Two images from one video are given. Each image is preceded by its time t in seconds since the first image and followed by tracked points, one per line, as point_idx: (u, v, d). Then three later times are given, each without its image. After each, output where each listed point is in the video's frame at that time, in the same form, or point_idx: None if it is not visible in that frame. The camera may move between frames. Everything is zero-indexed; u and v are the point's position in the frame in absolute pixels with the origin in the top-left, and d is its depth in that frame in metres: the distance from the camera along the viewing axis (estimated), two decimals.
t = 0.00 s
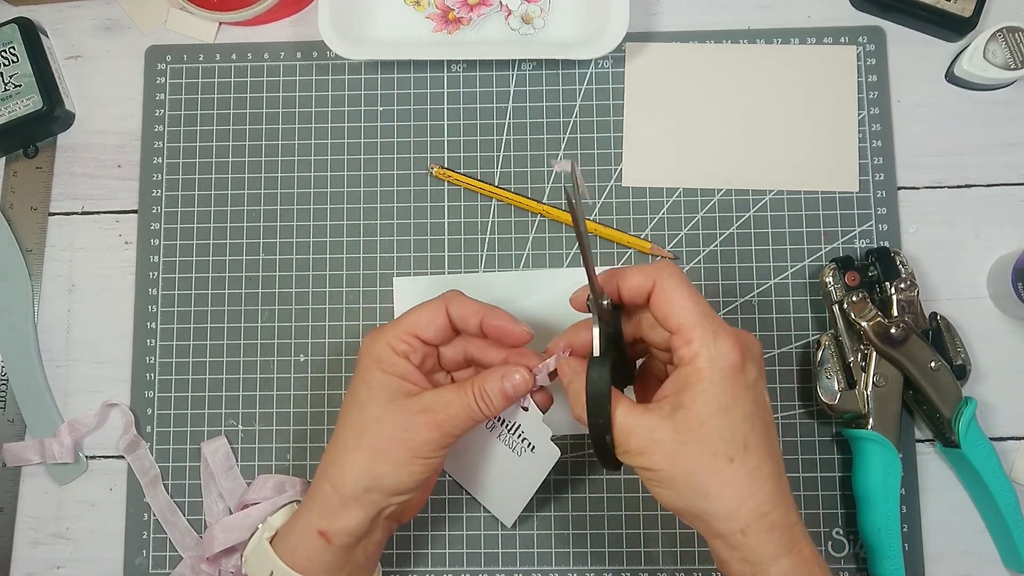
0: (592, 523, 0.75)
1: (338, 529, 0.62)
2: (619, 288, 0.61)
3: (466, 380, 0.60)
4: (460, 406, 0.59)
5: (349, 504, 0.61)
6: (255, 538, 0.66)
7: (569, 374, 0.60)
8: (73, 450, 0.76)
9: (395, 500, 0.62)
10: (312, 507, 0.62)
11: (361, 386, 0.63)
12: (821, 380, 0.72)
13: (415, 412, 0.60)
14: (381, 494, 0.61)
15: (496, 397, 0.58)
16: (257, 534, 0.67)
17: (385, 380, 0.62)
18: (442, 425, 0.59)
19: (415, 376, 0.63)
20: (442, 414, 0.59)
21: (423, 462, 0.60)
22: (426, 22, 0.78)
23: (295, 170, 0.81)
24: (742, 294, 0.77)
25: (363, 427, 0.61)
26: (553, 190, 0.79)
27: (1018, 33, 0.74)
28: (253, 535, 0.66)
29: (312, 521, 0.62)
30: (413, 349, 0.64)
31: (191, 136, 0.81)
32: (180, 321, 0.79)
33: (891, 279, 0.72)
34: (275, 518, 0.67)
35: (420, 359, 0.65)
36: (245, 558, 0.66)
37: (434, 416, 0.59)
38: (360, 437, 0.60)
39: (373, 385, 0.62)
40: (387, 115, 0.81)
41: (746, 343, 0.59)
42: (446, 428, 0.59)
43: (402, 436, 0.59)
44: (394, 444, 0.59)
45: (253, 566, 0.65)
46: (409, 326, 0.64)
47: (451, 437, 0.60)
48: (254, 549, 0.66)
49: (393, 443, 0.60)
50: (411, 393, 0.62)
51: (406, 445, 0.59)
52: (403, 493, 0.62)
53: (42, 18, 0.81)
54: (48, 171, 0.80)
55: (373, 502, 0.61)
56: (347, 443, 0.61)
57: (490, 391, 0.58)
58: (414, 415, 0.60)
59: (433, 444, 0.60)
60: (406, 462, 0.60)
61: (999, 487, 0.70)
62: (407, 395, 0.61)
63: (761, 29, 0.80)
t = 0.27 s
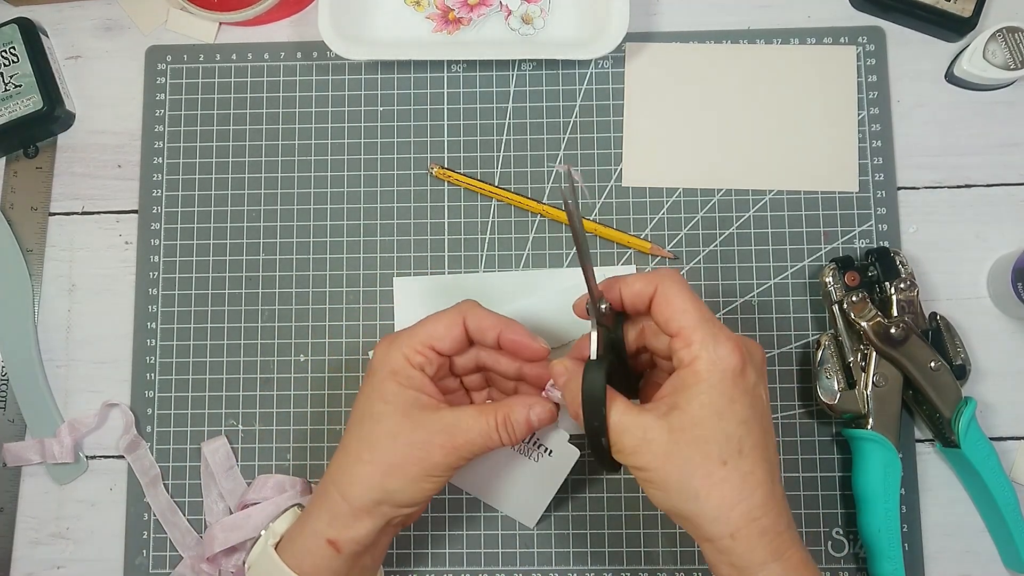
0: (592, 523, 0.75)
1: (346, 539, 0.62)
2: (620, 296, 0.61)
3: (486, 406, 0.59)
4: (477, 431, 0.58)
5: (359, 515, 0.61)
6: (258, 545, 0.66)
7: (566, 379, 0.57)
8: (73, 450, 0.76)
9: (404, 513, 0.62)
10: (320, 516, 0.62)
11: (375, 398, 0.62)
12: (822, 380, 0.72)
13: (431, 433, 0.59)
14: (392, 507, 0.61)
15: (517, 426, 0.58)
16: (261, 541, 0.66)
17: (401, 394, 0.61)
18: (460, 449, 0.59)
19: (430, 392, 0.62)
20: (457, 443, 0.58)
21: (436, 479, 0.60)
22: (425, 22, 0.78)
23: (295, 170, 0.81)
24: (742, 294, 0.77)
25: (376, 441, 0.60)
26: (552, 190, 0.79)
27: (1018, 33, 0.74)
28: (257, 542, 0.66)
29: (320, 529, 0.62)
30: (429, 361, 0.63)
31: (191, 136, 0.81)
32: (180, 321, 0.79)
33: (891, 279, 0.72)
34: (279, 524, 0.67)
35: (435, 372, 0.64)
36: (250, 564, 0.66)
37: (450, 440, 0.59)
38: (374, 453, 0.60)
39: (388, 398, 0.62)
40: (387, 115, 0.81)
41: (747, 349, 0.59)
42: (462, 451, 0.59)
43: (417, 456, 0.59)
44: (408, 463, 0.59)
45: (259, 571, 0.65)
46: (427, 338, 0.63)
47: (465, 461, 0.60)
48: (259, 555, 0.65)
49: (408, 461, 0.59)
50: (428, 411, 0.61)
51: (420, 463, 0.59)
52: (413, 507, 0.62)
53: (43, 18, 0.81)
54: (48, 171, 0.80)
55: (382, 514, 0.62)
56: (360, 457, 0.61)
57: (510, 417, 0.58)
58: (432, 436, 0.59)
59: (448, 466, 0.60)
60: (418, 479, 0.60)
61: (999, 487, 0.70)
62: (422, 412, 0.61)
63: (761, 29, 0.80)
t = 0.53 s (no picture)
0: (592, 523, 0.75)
1: (331, 527, 0.62)
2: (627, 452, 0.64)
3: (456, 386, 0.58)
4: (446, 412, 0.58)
5: (340, 503, 0.61)
6: (256, 536, 0.66)
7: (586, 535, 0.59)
8: (73, 450, 0.76)
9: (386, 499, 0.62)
10: (308, 507, 0.63)
11: (354, 386, 0.64)
12: (822, 380, 0.72)
13: (405, 419, 0.59)
14: (373, 493, 0.61)
15: (483, 405, 0.57)
16: (258, 532, 0.66)
17: (377, 380, 0.62)
18: (427, 429, 0.58)
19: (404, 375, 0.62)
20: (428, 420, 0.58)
21: (412, 462, 0.60)
22: (426, 22, 0.78)
23: (295, 170, 0.81)
24: (742, 294, 0.77)
25: (353, 428, 0.61)
26: (552, 190, 0.79)
27: (1018, 33, 0.75)
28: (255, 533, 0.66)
29: (307, 520, 0.62)
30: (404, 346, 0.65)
31: (191, 136, 0.81)
32: (180, 321, 0.79)
33: (891, 279, 0.72)
34: (276, 517, 0.67)
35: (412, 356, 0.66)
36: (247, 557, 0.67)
37: (418, 421, 0.59)
38: (350, 439, 0.61)
39: (364, 385, 0.63)
40: (388, 115, 0.81)
41: (739, 486, 0.60)
42: (431, 434, 0.58)
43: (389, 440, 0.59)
44: (381, 447, 0.59)
45: (255, 564, 0.65)
46: (397, 324, 0.64)
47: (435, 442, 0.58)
48: (254, 548, 0.66)
49: (381, 445, 0.59)
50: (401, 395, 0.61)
51: (392, 447, 0.59)
52: (394, 492, 0.61)
53: (43, 18, 0.82)
54: (48, 171, 0.80)
55: (364, 502, 0.61)
56: (339, 444, 0.62)
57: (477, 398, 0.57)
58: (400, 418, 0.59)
59: (420, 449, 0.59)
60: (392, 463, 0.59)
61: (999, 487, 0.70)
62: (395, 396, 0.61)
63: (761, 29, 0.80)
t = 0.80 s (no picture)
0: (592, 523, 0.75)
1: (356, 537, 0.61)
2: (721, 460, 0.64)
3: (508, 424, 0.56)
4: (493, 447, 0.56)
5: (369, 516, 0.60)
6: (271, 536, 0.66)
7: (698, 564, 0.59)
8: (73, 450, 0.76)
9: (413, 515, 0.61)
10: (331, 514, 0.62)
11: (396, 396, 0.61)
12: (822, 380, 0.72)
13: (450, 446, 0.57)
14: (403, 510, 0.60)
15: (537, 451, 0.56)
16: (272, 537, 0.66)
17: (423, 396, 0.60)
18: (473, 465, 0.56)
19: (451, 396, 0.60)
20: (474, 457, 0.56)
21: (448, 490, 0.58)
22: (426, 22, 0.78)
23: (295, 170, 0.81)
24: (742, 294, 0.77)
25: (394, 444, 0.59)
26: (552, 190, 0.79)
27: (1018, 33, 0.75)
28: (269, 537, 0.66)
29: (332, 527, 0.62)
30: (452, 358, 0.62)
31: (191, 136, 0.81)
32: (180, 321, 0.79)
33: (891, 279, 0.72)
34: (291, 520, 0.66)
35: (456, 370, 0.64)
36: (261, 560, 0.66)
37: (465, 453, 0.56)
38: (389, 455, 0.59)
39: (410, 400, 0.60)
40: (387, 115, 0.81)
41: (832, 452, 0.57)
42: (474, 468, 0.56)
43: (431, 467, 0.57)
44: (422, 472, 0.57)
45: (269, 567, 0.65)
46: (450, 336, 0.62)
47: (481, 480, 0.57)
48: (270, 551, 0.65)
49: (422, 470, 0.57)
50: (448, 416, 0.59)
51: (432, 474, 0.57)
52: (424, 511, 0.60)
53: (43, 18, 0.82)
54: (48, 171, 0.80)
55: (392, 515, 0.60)
56: (374, 458, 0.59)
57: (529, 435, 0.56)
58: (446, 446, 0.57)
59: (461, 480, 0.57)
60: (431, 488, 0.58)
61: (999, 488, 0.70)
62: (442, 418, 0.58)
63: (761, 29, 0.80)
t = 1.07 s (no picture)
0: (592, 523, 0.75)
1: (361, 536, 0.61)
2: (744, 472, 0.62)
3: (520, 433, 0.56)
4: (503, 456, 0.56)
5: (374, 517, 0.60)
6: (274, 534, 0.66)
7: None
8: (73, 450, 0.76)
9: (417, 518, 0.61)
10: (337, 514, 0.62)
11: (408, 400, 0.61)
12: (822, 380, 0.72)
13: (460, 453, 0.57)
14: (408, 512, 0.60)
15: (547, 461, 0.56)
16: (277, 535, 0.66)
17: (437, 402, 0.59)
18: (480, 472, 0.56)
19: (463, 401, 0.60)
20: (484, 465, 0.56)
21: (454, 495, 0.59)
22: (426, 22, 0.78)
23: (295, 170, 0.81)
24: (742, 293, 0.77)
25: (405, 448, 0.59)
26: (552, 190, 0.79)
27: (1018, 33, 0.75)
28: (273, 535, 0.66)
29: (337, 525, 0.62)
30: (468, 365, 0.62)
31: (191, 136, 0.81)
32: (180, 321, 0.79)
33: (891, 279, 0.72)
34: (295, 519, 0.66)
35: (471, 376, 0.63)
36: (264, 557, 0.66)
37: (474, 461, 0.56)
38: (398, 459, 0.58)
39: (423, 405, 0.60)
40: (388, 115, 0.81)
41: (839, 468, 0.58)
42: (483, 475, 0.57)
43: (440, 473, 0.57)
44: (430, 478, 0.57)
45: (274, 565, 0.66)
46: (469, 343, 0.61)
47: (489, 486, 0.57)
48: (274, 549, 0.66)
49: (430, 476, 0.57)
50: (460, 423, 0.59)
51: (440, 480, 0.57)
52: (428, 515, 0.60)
53: (42, 18, 0.82)
54: (48, 171, 0.80)
55: (397, 515, 0.60)
56: (383, 461, 0.59)
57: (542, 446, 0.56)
58: (456, 453, 0.57)
59: (468, 487, 0.57)
60: (437, 494, 0.58)
61: (998, 488, 0.70)
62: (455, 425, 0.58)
63: (761, 29, 0.80)
